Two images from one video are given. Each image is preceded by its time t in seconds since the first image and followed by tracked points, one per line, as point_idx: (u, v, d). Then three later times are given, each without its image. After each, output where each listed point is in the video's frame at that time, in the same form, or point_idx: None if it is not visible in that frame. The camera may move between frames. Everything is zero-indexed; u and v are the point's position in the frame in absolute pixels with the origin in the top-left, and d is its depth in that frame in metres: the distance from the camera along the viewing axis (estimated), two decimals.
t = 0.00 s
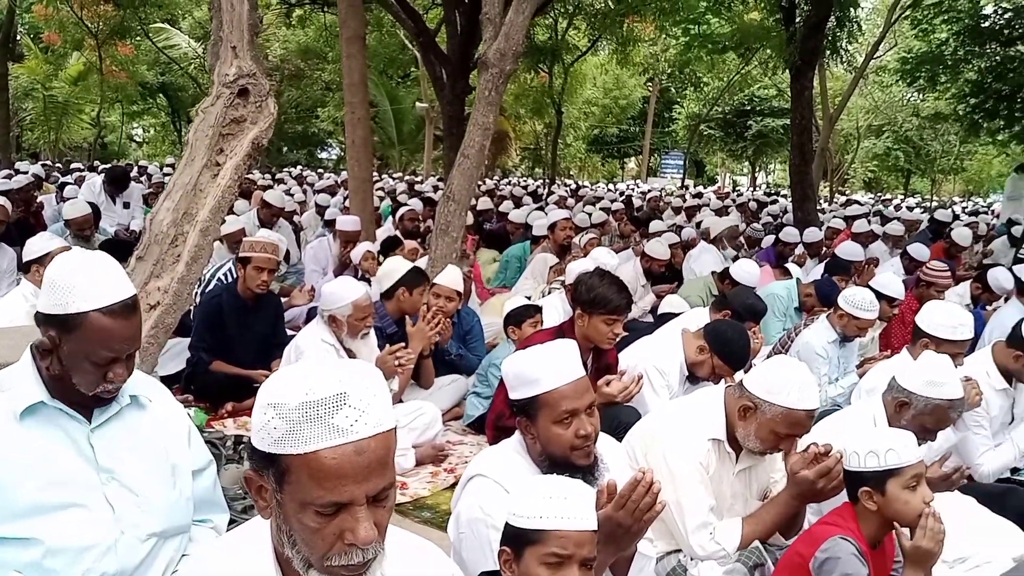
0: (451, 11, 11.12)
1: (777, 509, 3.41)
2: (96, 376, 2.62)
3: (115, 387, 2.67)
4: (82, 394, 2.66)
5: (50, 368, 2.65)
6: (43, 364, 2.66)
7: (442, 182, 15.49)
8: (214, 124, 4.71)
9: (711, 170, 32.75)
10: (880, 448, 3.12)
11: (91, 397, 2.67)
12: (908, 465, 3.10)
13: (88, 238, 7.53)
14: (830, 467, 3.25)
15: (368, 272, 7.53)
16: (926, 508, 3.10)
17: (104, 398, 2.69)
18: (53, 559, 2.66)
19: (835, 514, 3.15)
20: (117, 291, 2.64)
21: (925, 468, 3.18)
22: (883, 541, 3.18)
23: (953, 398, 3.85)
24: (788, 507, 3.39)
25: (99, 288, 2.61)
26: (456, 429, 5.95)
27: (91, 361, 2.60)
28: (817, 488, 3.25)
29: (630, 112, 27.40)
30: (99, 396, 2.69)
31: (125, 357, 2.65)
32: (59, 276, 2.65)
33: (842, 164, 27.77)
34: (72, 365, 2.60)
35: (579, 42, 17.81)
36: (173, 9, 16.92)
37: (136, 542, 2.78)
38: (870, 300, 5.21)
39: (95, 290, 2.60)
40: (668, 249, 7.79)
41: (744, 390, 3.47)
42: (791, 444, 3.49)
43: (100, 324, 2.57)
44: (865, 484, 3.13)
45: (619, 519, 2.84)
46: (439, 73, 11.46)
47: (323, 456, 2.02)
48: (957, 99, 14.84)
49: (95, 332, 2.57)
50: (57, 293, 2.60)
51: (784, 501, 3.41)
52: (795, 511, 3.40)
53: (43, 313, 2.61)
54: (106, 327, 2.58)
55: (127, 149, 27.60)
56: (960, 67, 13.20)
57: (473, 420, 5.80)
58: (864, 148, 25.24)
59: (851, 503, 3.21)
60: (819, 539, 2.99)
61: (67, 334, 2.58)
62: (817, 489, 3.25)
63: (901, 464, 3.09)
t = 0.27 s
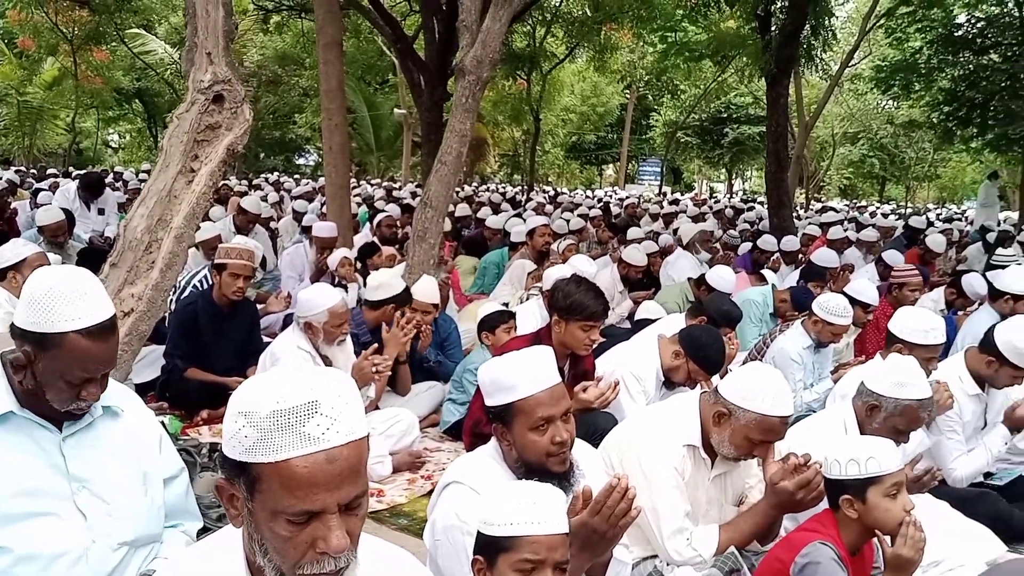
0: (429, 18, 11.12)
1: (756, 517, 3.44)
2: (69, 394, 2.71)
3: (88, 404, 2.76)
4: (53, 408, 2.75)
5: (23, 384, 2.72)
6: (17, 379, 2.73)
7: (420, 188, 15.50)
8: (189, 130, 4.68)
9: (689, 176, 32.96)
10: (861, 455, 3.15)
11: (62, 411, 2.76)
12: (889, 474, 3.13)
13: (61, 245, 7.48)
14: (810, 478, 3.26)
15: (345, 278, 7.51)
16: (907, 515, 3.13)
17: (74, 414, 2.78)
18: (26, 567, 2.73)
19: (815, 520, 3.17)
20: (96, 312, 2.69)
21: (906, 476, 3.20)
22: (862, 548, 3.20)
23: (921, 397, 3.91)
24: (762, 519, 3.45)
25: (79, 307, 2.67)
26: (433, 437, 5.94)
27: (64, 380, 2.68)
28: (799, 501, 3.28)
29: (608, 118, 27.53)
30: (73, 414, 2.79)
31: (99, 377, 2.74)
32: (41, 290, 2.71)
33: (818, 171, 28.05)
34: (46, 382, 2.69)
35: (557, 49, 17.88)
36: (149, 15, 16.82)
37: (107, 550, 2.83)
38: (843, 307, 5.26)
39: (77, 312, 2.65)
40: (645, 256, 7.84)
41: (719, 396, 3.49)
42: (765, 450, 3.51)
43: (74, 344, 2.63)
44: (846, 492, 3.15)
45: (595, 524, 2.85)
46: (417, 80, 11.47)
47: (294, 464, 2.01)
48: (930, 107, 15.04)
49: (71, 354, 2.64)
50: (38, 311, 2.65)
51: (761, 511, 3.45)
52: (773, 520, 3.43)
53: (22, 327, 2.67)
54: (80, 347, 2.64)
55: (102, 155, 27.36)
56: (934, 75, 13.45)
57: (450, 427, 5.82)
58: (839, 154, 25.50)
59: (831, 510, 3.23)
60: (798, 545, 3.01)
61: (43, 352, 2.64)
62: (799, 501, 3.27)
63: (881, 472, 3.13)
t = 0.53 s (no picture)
0: (412, 15, 11.12)
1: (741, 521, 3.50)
2: (59, 402, 2.70)
3: (76, 413, 2.76)
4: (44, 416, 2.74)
5: (11, 391, 2.70)
6: (6, 387, 2.72)
7: (404, 185, 15.48)
8: (169, 128, 4.64)
9: (673, 174, 33.08)
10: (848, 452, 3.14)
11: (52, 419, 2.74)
12: (875, 471, 3.13)
13: (42, 244, 7.44)
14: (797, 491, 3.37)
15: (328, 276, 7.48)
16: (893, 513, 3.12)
17: (63, 420, 2.77)
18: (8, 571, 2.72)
19: (801, 516, 3.19)
20: (89, 322, 2.69)
21: (892, 474, 3.21)
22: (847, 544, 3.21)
23: (900, 389, 3.91)
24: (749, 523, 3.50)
25: (73, 317, 2.67)
26: (417, 434, 5.94)
27: (54, 390, 2.67)
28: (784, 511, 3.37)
29: (593, 116, 27.58)
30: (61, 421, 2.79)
31: (88, 387, 2.72)
32: (34, 296, 2.69)
33: (801, 168, 28.19)
34: (36, 391, 2.67)
35: (541, 47, 17.91)
36: (130, 13, 16.73)
37: (91, 556, 2.81)
38: (825, 302, 5.30)
39: (72, 322, 2.65)
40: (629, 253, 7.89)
41: (700, 393, 3.51)
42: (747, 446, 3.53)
43: (67, 354, 2.62)
44: (833, 489, 3.15)
45: (578, 521, 2.85)
46: (400, 77, 11.48)
47: (272, 462, 2.00)
48: (912, 104, 15.16)
49: (61, 364, 2.62)
50: (31, 319, 2.64)
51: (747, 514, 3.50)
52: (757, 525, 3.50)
53: (14, 336, 2.65)
54: (72, 357, 2.63)
55: (84, 154, 27.19)
56: (915, 73, 13.68)
57: (433, 425, 5.82)
58: (822, 151, 25.66)
59: (817, 506, 3.23)
60: (782, 540, 3.02)
61: (35, 362, 2.63)
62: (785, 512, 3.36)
63: (869, 470, 3.12)
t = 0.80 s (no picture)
0: (392, 9, 11.09)
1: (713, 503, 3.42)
2: (48, 407, 2.68)
3: (63, 418, 2.74)
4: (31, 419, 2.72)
5: None
6: None
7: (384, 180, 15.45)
8: (145, 122, 4.59)
9: (653, 170, 33.19)
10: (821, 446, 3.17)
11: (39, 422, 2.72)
12: (848, 465, 3.15)
13: (16, 238, 7.36)
14: (768, 464, 3.25)
15: (307, 271, 7.45)
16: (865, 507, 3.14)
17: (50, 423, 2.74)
18: None
19: (774, 510, 3.20)
20: (83, 330, 2.65)
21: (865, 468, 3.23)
22: (821, 536, 3.25)
23: (875, 384, 3.94)
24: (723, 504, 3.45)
25: (67, 324, 2.62)
26: (395, 430, 5.93)
27: (43, 396, 2.65)
28: (755, 483, 3.27)
29: (574, 112, 27.60)
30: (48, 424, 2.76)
31: (77, 395, 2.71)
32: (29, 299, 2.65)
33: (781, 165, 28.36)
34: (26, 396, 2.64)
35: (523, 42, 17.90)
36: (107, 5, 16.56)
37: (69, 560, 2.79)
38: (803, 298, 5.32)
39: (65, 329, 2.61)
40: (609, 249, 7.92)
41: (679, 386, 3.52)
42: (726, 439, 3.55)
43: (59, 362, 2.59)
44: (804, 483, 3.18)
45: (554, 515, 2.84)
46: (381, 72, 11.45)
47: (242, 457, 1.97)
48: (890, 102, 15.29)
49: (52, 373, 2.60)
50: (24, 324, 2.60)
51: (720, 496, 3.45)
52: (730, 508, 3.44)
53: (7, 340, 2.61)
54: (64, 365, 2.60)
55: (61, 147, 26.91)
56: (893, 70, 13.65)
57: (411, 421, 5.82)
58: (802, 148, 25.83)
59: (790, 499, 3.27)
60: (756, 534, 3.04)
61: (27, 369, 2.60)
62: (757, 486, 3.28)
63: (840, 464, 3.15)
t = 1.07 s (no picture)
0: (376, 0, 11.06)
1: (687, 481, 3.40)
2: (36, 404, 2.66)
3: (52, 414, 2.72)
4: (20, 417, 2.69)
5: None
6: None
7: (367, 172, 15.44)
8: (125, 112, 4.55)
9: (638, 162, 33.29)
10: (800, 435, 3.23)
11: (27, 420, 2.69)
12: (829, 454, 3.22)
13: None
14: (738, 433, 3.25)
15: (290, 263, 7.43)
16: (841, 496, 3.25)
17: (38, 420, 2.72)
18: None
19: (754, 499, 3.22)
20: (75, 329, 2.62)
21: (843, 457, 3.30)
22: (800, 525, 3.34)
23: (861, 377, 3.97)
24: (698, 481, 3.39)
25: (58, 321, 2.59)
26: (379, 421, 5.93)
27: (33, 394, 2.63)
28: (726, 454, 3.26)
29: (558, 104, 27.60)
30: (35, 421, 2.74)
31: (67, 393, 2.68)
32: (18, 297, 2.60)
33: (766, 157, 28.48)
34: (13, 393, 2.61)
35: (507, 33, 17.90)
36: None
37: (52, 558, 2.77)
38: (785, 289, 5.36)
39: (54, 325, 2.58)
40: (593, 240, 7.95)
41: (665, 375, 3.52)
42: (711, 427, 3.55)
43: (50, 360, 2.56)
44: (784, 471, 3.25)
45: (537, 506, 2.84)
46: (365, 63, 11.43)
47: (218, 449, 1.87)
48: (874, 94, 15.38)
49: (40, 371, 2.57)
50: (13, 319, 2.56)
51: (692, 472, 3.41)
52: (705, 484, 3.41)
53: None
54: (55, 363, 2.57)
55: (44, 139, 26.72)
56: (877, 63, 13.80)
57: (395, 413, 5.83)
58: (786, 141, 25.96)
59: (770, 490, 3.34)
60: (738, 522, 3.04)
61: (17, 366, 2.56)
62: (728, 455, 3.26)
63: (819, 454, 3.20)
